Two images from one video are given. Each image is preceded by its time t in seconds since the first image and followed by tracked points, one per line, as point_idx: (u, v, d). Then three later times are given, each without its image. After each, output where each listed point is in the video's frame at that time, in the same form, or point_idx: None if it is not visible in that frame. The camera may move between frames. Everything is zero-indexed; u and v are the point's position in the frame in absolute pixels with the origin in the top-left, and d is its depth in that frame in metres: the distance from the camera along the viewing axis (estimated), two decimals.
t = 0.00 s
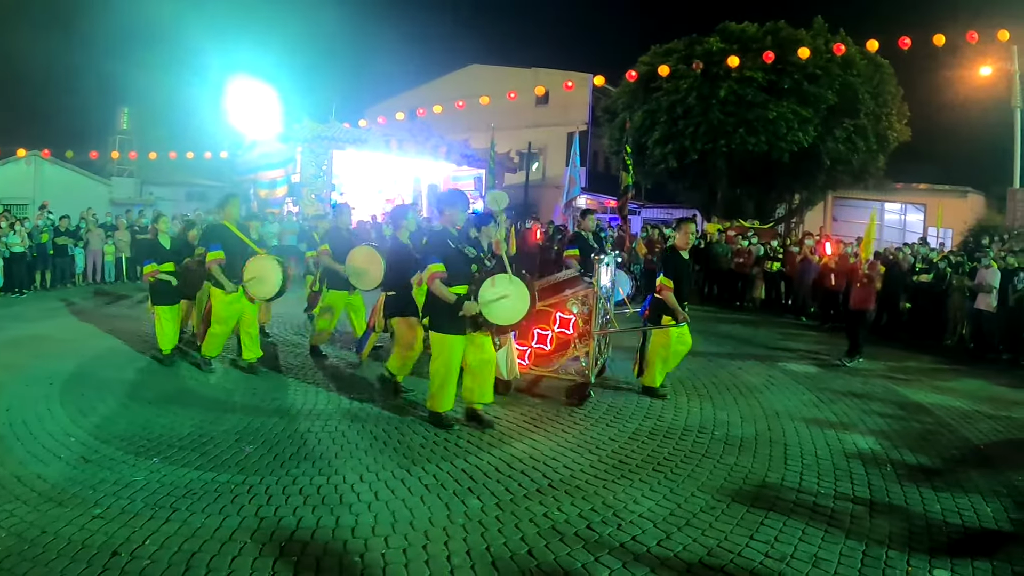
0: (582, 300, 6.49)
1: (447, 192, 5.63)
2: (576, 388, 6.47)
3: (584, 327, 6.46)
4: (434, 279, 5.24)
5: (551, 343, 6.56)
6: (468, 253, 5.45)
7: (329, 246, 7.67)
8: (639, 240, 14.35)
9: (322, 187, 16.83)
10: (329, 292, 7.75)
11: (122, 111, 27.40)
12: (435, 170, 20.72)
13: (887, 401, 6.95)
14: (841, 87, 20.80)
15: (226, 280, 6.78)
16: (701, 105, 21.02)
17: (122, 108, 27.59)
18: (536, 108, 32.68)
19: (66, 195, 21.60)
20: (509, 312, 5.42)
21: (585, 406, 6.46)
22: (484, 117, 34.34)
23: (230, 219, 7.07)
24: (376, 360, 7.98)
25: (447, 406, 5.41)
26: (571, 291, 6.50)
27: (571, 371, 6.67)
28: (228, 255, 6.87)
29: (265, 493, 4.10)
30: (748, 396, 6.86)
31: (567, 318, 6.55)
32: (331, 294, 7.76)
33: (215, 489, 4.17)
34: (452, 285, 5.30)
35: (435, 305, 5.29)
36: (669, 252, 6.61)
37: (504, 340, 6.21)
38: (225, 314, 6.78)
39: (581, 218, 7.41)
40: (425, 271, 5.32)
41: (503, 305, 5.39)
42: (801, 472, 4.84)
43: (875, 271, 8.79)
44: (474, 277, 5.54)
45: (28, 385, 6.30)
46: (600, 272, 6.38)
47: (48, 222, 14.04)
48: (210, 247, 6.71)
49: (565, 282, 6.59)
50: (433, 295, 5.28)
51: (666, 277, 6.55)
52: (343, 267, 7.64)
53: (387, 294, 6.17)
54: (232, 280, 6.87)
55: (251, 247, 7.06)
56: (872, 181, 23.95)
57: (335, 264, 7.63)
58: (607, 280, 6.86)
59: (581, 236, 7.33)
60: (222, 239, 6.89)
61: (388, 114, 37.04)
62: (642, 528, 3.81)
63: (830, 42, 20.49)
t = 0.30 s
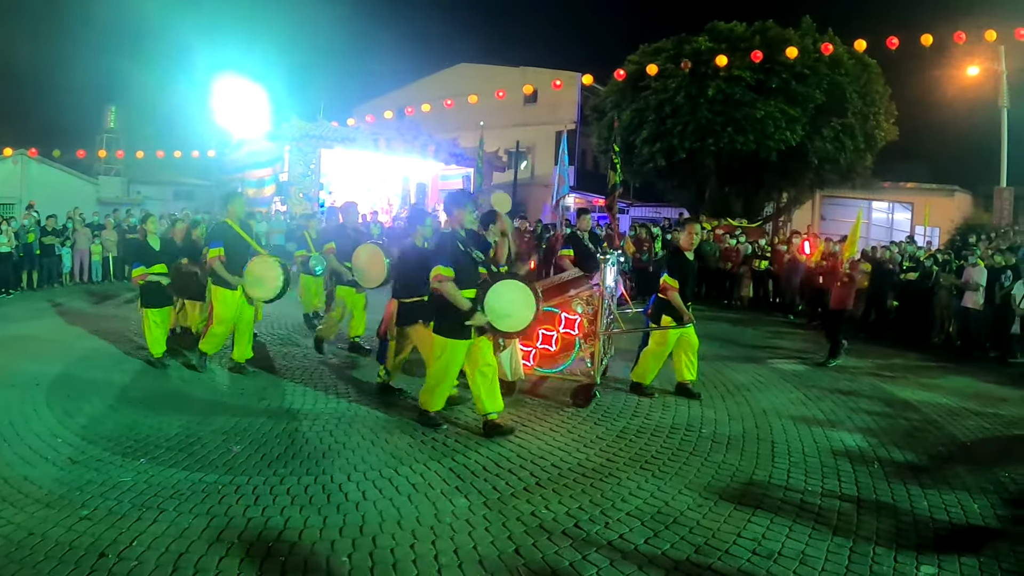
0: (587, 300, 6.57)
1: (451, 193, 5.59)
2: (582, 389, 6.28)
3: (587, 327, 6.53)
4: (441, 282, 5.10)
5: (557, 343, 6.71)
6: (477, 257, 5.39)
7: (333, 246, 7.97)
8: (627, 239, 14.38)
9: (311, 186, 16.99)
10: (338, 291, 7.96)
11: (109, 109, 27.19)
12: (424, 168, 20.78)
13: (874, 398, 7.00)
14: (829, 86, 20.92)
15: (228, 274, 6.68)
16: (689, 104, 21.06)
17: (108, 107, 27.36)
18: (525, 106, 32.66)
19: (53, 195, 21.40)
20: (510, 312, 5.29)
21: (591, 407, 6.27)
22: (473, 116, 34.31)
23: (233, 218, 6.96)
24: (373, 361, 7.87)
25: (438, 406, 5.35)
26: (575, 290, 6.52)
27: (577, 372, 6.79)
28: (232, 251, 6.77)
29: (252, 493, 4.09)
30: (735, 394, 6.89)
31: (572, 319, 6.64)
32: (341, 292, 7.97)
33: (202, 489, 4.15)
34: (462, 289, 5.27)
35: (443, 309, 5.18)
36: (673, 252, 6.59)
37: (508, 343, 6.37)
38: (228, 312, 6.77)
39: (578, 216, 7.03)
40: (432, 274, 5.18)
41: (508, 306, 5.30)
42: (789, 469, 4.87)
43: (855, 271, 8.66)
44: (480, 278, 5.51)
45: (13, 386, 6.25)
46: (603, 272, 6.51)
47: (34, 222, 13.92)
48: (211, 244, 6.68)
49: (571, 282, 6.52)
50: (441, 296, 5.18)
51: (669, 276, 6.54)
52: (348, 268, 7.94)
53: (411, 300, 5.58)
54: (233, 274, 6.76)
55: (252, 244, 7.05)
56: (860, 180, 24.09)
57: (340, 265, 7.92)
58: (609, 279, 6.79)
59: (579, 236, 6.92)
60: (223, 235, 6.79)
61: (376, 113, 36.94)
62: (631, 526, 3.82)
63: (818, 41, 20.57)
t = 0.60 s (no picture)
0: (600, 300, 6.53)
1: (473, 188, 5.35)
2: (596, 388, 6.14)
3: (601, 326, 6.52)
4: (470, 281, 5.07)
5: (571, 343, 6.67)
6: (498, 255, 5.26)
7: (337, 241, 8.19)
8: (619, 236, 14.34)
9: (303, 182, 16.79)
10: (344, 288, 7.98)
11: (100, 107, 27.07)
12: (416, 165, 20.94)
13: (867, 394, 7.03)
14: (821, 84, 21.00)
15: (226, 271, 6.69)
16: (681, 101, 21.10)
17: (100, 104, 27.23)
18: (517, 103, 32.64)
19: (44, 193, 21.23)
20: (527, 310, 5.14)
21: (605, 406, 6.18)
22: (465, 113, 34.28)
23: (233, 215, 7.01)
24: (373, 361, 7.72)
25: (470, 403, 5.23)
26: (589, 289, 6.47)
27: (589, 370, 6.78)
28: (230, 247, 6.81)
29: (245, 491, 4.08)
30: (728, 390, 6.91)
31: (585, 319, 6.63)
32: (347, 287, 7.98)
33: (194, 488, 4.14)
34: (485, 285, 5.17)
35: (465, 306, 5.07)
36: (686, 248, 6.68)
37: (520, 341, 6.33)
38: (229, 309, 6.78)
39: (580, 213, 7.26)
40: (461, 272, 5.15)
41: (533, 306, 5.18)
42: (782, 465, 4.88)
43: (837, 267, 8.74)
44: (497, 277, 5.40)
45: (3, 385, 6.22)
46: (620, 271, 6.25)
47: (25, 220, 13.83)
48: (210, 241, 6.76)
49: (582, 281, 6.72)
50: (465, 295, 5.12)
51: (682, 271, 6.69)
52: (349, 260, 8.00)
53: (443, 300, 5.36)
54: (232, 271, 6.78)
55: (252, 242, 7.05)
56: (852, 177, 24.15)
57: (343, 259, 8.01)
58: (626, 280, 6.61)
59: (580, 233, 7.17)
60: (223, 232, 6.82)
61: (368, 110, 36.87)
62: (624, 523, 3.83)
63: (811, 38, 20.62)
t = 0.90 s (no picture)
0: (615, 298, 6.46)
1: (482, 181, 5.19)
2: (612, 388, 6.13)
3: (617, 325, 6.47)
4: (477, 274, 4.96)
5: (585, 342, 6.85)
6: (504, 249, 5.07)
7: (344, 243, 7.58)
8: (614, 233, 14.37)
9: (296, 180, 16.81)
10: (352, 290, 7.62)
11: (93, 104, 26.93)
12: (410, 163, 21.07)
13: (861, 389, 7.06)
14: (815, 80, 21.04)
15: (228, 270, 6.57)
16: (676, 98, 21.10)
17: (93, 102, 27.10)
18: (511, 100, 32.61)
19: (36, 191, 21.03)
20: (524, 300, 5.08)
21: (621, 404, 6.15)
22: (459, 110, 34.26)
23: (234, 213, 6.90)
24: (375, 360, 7.65)
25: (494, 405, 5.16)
26: (603, 287, 6.54)
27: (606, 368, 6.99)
28: (230, 246, 6.70)
29: (239, 490, 4.07)
30: (723, 386, 6.93)
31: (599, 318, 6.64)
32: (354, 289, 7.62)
33: (188, 487, 4.13)
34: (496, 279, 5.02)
35: (472, 306, 4.98)
36: (701, 247, 6.68)
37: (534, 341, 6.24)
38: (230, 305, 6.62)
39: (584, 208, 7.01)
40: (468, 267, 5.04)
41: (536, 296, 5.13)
42: (777, 461, 4.89)
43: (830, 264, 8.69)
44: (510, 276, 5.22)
45: None
46: (638, 267, 6.31)
47: (17, 219, 13.74)
48: (209, 240, 6.63)
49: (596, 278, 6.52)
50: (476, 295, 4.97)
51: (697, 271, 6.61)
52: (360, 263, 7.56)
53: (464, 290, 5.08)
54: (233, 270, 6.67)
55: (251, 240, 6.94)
56: (846, 174, 24.22)
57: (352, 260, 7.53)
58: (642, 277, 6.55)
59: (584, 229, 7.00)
60: (222, 230, 6.70)
61: (362, 108, 36.81)
62: (619, 519, 3.83)
63: (805, 35, 20.64)
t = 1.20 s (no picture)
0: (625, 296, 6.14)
1: (487, 182, 5.28)
2: (623, 388, 6.11)
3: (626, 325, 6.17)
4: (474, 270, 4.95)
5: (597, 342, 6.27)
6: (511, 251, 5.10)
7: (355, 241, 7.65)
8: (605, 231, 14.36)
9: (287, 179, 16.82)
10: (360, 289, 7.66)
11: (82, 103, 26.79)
12: (402, 161, 21.07)
13: (852, 386, 7.08)
14: (806, 79, 21.11)
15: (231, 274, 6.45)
16: (666, 96, 21.16)
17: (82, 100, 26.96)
18: (502, 98, 32.61)
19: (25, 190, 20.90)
20: (553, 320, 5.09)
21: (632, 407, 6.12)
22: (450, 108, 34.24)
23: (234, 214, 6.83)
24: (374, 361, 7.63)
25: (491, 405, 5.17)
26: (612, 287, 6.09)
27: (617, 370, 6.43)
28: (232, 250, 6.52)
29: (229, 490, 4.06)
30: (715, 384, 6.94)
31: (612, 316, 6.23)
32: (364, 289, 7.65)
33: (179, 487, 4.12)
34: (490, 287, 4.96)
35: (479, 305, 4.93)
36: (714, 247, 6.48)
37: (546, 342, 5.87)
38: (232, 310, 6.44)
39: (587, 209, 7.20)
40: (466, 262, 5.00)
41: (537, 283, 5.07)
42: (768, 458, 4.91)
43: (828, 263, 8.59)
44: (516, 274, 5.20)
45: None
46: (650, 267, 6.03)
47: (6, 219, 13.65)
48: (211, 245, 6.45)
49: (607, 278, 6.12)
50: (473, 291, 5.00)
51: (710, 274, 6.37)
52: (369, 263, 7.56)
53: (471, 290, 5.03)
54: (237, 275, 6.50)
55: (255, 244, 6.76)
56: (836, 171, 24.34)
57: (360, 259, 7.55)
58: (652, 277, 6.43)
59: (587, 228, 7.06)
60: (225, 233, 6.55)
61: (353, 106, 36.74)
62: (610, 517, 3.84)
63: (796, 33, 20.71)
